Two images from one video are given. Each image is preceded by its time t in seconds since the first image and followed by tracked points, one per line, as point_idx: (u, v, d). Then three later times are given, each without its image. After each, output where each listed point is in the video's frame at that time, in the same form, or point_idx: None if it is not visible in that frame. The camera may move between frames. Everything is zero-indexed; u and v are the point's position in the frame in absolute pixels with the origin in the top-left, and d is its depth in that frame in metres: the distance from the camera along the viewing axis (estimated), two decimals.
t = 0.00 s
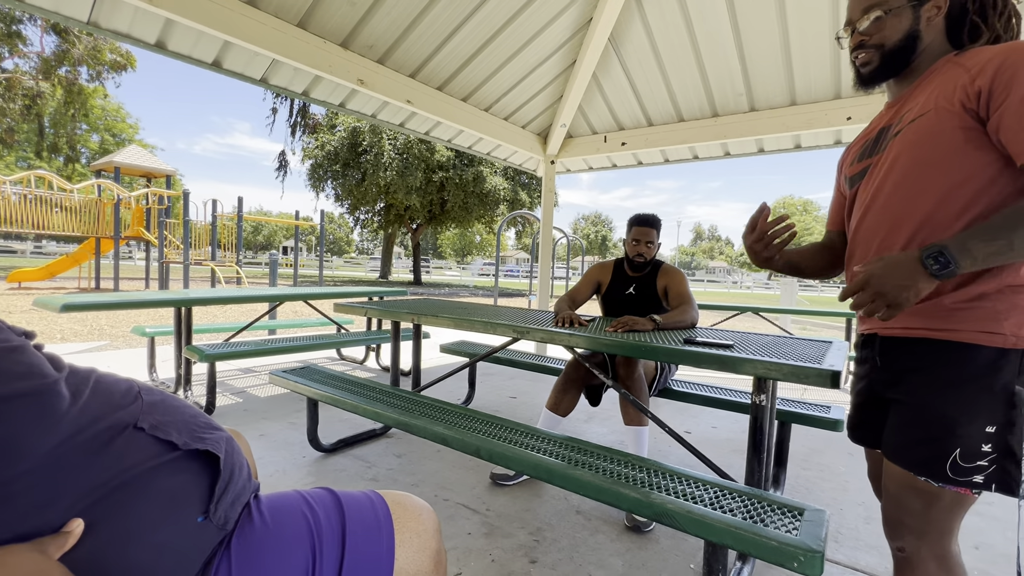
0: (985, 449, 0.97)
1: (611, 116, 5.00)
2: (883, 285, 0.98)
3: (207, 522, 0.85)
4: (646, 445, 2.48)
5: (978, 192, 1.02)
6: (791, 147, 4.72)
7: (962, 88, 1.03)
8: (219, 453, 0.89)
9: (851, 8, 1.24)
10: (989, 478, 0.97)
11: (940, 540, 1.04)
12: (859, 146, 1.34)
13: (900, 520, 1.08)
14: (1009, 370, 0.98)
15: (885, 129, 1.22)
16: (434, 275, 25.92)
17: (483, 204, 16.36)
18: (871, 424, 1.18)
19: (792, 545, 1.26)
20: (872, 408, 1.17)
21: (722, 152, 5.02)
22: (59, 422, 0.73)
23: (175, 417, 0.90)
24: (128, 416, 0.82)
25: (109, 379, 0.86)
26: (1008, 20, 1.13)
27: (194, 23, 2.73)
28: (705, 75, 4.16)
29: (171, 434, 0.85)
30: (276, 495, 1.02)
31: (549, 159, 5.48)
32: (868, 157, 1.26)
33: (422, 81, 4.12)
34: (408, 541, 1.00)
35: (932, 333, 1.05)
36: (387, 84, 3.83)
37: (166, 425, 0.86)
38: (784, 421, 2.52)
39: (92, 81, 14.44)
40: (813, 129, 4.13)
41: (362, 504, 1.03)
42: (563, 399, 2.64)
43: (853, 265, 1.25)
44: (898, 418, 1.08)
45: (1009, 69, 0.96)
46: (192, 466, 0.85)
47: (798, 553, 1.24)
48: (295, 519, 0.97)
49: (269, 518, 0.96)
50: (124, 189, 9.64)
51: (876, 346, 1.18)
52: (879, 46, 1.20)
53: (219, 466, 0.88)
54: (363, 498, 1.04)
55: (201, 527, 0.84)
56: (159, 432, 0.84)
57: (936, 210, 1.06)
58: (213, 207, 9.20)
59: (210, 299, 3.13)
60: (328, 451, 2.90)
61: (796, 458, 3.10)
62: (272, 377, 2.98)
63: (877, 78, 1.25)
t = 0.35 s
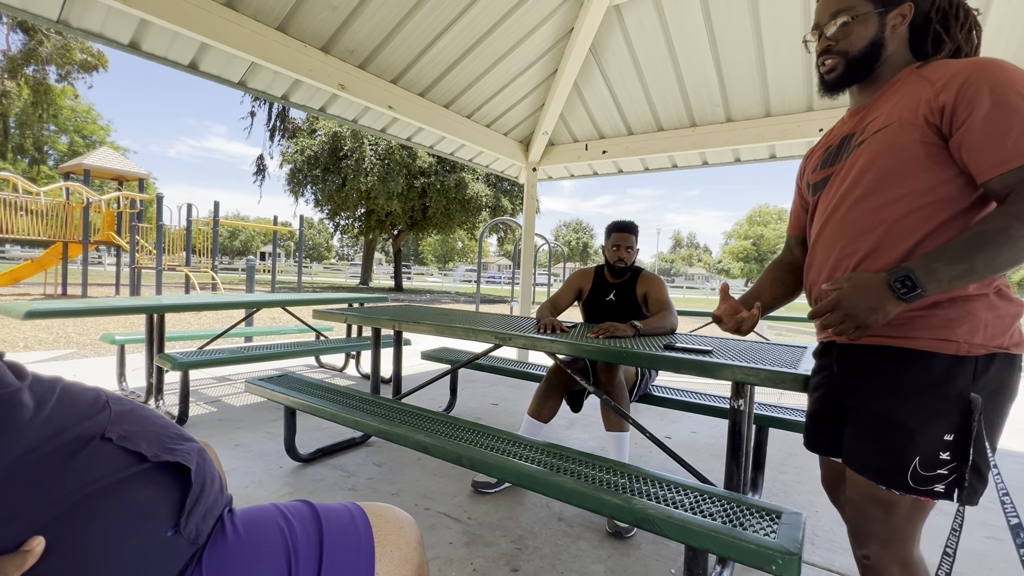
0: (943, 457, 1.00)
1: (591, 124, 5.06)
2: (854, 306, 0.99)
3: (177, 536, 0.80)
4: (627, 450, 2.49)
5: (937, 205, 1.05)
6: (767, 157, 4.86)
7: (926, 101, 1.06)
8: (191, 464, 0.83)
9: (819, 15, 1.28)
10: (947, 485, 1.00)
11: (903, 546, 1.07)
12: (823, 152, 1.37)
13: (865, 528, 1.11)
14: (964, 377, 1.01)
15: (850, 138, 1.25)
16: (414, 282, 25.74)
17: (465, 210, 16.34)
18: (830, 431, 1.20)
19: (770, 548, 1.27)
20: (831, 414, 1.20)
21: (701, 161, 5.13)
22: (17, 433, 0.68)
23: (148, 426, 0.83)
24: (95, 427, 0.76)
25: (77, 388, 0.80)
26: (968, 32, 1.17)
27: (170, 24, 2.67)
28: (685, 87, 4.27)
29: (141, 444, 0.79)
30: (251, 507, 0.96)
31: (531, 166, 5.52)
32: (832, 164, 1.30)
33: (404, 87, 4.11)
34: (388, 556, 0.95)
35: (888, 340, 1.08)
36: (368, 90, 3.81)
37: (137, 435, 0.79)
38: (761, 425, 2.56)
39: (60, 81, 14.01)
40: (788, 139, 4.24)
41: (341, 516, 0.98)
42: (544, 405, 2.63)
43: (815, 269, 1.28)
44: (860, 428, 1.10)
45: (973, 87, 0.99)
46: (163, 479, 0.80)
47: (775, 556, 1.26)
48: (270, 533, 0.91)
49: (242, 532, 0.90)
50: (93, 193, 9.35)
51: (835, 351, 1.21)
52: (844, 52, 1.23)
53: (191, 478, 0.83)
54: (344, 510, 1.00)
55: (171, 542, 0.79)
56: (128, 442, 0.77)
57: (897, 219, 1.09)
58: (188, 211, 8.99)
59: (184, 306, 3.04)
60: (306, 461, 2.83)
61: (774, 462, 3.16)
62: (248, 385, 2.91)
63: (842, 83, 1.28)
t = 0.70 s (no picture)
0: (890, 456, 1.02)
1: (579, 130, 5.09)
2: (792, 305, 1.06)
3: (156, 549, 0.76)
4: (614, 455, 2.50)
5: (886, 212, 1.07)
6: (751, 164, 4.93)
7: (876, 111, 1.08)
8: (172, 474, 0.80)
9: (799, 21, 1.29)
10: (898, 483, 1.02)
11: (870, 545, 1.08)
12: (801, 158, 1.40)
13: (832, 528, 1.13)
14: (907, 379, 1.02)
15: (821, 145, 1.27)
16: (401, 287, 25.59)
17: (452, 215, 16.30)
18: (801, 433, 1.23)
19: (755, 551, 1.28)
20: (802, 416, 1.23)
21: (687, 167, 5.19)
22: None
23: (127, 435, 0.80)
24: (70, 436, 0.73)
25: (54, 396, 0.78)
26: (948, 36, 1.17)
27: (151, 24, 2.62)
28: (671, 94, 4.32)
29: (119, 453, 0.76)
30: (235, 518, 0.93)
31: (518, 171, 5.53)
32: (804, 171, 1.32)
33: (391, 91, 4.10)
34: (376, 566, 0.94)
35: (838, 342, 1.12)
36: (355, 93, 3.78)
37: (115, 444, 0.77)
38: (746, 429, 2.59)
39: (38, 80, 13.70)
40: (771, 147, 4.31)
41: (328, 527, 0.96)
42: (531, 409, 2.63)
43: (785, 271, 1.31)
44: (817, 430, 1.13)
45: (915, 97, 1.00)
46: (142, 489, 0.77)
47: (760, 558, 1.26)
48: (254, 546, 0.89)
49: (225, 544, 0.87)
50: (71, 195, 9.13)
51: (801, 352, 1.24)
52: (823, 58, 1.24)
53: (172, 488, 0.79)
54: (330, 521, 0.98)
55: (148, 555, 0.75)
56: (105, 451, 0.75)
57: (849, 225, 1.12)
58: (170, 214, 8.83)
59: (164, 310, 2.98)
60: (290, 468, 2.79)
61: (758, 465, 3.19)
62: (231, 391, 2.86)
63: (823, 87, 1.28)
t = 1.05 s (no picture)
0: (862, 456, 1.03)
1: (572, 133, 5.10)
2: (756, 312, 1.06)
3: (143, 553, 0.74)
4: (606, 457, 2.50)
5: (855, 219, 1.08)
6: (742, 168, 4.96)
7: (845, 118, 1.09)
8: (160, 478, 0.79)
9: (786, 20, 1.28)
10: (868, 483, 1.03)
11: (855, 545, 1.07)
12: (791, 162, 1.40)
13: (814, 529, 1.12)
14: (876, 380, 1.04)
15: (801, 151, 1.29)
16: (394, 289, 25.47)
17: (445, 217, 16.27)
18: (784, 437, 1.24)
19: (747, 552, 1.28)
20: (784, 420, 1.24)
21: (679, 170, 5.22)
22: None
23: (115, 438, 0.79)
24: (56, 439, 0.72)
25: (40, 399, 0.76)
26: (930, 42, 1.19)
27: (143, 23, 2.60)
28: (664, 98, 4.34)
29: (106, 456, 0.74)
30: (225, 521, 0.92)
31: (512, 174, 5.54)
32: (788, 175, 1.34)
33: (384, 93, 4.09)
34: (368, 569, 0.93)
35: (811, 344, 1.13)
36: (347, 95, 3.77)
37: (102, 447, 0.75)
38: (738, 430, 2.60)
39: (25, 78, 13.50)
40: (763, 150, 4.34)
41: (319, 530, 0.95)
42: (528, 414, 2.62)
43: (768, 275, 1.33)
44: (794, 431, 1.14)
45: (878, 105, 1.01)
46: (129, 493, 0.75)
47: (752, 559, 1.26)
48: (243, 550, 0.87)
49: (214, 548, 0.86)
50: (59, 195, 9.01)
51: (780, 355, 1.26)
52: (809, 56, 1.24)
53: (160, 491, 0.78)
54: (321, 524, 0.97)
55: (136, 559, 0.74)
56: (92, 455, 0.73)
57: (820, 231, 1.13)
58: (160, 215, 8.73)
59: (154, 312, 2.95)
60: (280, 471, 2.77)
61: (750, 466, 3.20)
62: (221, 394, 2.83)
63: (807, 88, 1.28)
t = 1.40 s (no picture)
0: (857, 454, 1.04)
1: (570, 134, 5.11)
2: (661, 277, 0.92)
3: (139, 555, 0.74)
4: (604, 458, 2.50)
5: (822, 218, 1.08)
6: (740, 169, 4.98)
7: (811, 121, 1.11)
8: (155, 479, 0.78)
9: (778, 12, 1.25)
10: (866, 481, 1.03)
11: (857, 541, 1.08)
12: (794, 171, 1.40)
13: (814, 525, 1.13)
14: (869, 378, 1.04)
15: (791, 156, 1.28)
16: (391, 289, 25.44)
17: (443, 217, 16.25)
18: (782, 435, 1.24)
19: (744, 553, 1.28)
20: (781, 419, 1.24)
21: (677, 172, 5.23)
22: None
23: (110, 439, 0.78)
24: (50, 441, 0.72)
25: (34, 400, 0.76)
26: (923, 46, 1.15)
27: (141, 23, 2.59)
28: (662, 99, 4.35)
29: (101, 458, 0.74)
30: (221, 523, 0.92)
31: (510, 174, 5.54)
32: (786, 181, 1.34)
33: (383, 93, 4.09)
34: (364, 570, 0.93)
35: (804, 344, 1.12)
36: (345, 95, 3.76)
37: (96, 449, 0.75)
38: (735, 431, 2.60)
39: (22, 77, 13.46)
40: (759, 152, 4.35)
41: (316, 531, 0.95)
42: (520, 412, 2.63)
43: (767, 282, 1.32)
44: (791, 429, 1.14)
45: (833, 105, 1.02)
46: (123, 495, 0.74)
47: (749, 560, 1.26)
48: (239, 552, 0.87)
49: (210, 549, 0.85)
50: (56, 195, 8.98)
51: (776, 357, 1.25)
52: (794, 51, 1.21)
53: (155, 493, 0.77)
54: (318, 525, 0.96)
55: (131, 561, 0.73)
56: (87, 457, 0.73)
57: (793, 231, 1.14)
58: (158, 215, 8.71)
59: (150, 312, 2.94)
60: (277, 472, 2.76)
61: (747, 467, 3.21)
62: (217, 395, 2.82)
63: (791, 84, 1.25)
